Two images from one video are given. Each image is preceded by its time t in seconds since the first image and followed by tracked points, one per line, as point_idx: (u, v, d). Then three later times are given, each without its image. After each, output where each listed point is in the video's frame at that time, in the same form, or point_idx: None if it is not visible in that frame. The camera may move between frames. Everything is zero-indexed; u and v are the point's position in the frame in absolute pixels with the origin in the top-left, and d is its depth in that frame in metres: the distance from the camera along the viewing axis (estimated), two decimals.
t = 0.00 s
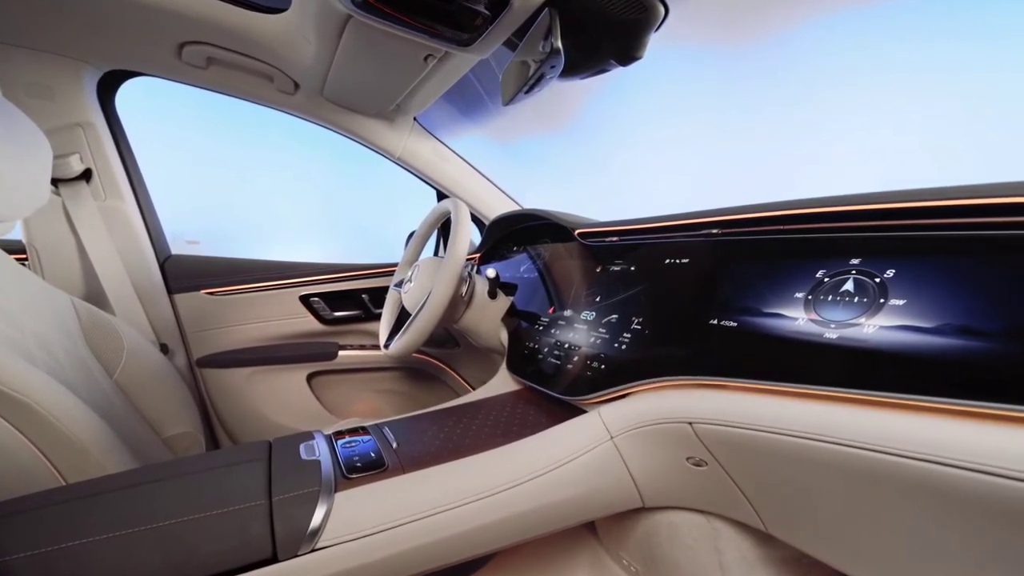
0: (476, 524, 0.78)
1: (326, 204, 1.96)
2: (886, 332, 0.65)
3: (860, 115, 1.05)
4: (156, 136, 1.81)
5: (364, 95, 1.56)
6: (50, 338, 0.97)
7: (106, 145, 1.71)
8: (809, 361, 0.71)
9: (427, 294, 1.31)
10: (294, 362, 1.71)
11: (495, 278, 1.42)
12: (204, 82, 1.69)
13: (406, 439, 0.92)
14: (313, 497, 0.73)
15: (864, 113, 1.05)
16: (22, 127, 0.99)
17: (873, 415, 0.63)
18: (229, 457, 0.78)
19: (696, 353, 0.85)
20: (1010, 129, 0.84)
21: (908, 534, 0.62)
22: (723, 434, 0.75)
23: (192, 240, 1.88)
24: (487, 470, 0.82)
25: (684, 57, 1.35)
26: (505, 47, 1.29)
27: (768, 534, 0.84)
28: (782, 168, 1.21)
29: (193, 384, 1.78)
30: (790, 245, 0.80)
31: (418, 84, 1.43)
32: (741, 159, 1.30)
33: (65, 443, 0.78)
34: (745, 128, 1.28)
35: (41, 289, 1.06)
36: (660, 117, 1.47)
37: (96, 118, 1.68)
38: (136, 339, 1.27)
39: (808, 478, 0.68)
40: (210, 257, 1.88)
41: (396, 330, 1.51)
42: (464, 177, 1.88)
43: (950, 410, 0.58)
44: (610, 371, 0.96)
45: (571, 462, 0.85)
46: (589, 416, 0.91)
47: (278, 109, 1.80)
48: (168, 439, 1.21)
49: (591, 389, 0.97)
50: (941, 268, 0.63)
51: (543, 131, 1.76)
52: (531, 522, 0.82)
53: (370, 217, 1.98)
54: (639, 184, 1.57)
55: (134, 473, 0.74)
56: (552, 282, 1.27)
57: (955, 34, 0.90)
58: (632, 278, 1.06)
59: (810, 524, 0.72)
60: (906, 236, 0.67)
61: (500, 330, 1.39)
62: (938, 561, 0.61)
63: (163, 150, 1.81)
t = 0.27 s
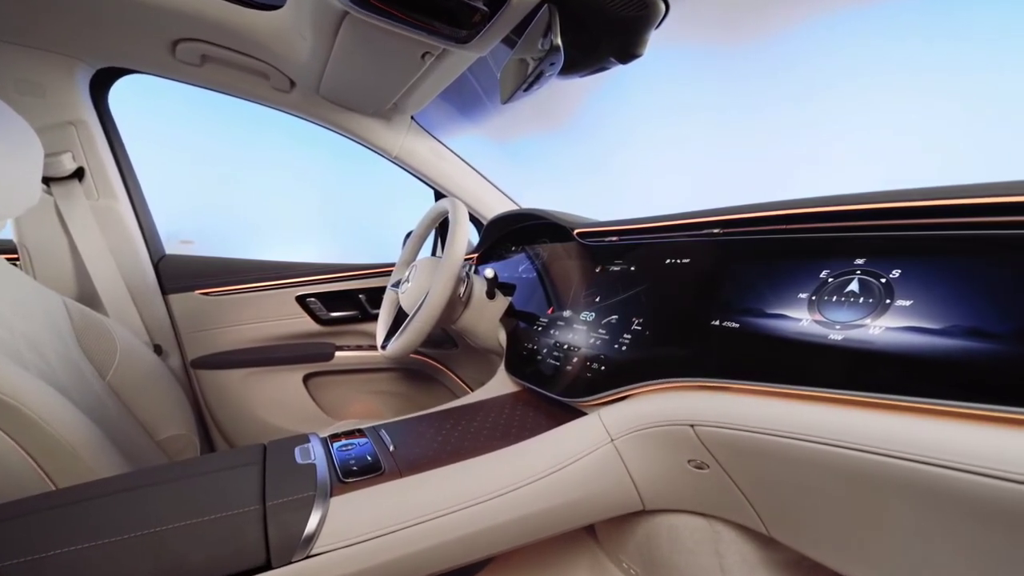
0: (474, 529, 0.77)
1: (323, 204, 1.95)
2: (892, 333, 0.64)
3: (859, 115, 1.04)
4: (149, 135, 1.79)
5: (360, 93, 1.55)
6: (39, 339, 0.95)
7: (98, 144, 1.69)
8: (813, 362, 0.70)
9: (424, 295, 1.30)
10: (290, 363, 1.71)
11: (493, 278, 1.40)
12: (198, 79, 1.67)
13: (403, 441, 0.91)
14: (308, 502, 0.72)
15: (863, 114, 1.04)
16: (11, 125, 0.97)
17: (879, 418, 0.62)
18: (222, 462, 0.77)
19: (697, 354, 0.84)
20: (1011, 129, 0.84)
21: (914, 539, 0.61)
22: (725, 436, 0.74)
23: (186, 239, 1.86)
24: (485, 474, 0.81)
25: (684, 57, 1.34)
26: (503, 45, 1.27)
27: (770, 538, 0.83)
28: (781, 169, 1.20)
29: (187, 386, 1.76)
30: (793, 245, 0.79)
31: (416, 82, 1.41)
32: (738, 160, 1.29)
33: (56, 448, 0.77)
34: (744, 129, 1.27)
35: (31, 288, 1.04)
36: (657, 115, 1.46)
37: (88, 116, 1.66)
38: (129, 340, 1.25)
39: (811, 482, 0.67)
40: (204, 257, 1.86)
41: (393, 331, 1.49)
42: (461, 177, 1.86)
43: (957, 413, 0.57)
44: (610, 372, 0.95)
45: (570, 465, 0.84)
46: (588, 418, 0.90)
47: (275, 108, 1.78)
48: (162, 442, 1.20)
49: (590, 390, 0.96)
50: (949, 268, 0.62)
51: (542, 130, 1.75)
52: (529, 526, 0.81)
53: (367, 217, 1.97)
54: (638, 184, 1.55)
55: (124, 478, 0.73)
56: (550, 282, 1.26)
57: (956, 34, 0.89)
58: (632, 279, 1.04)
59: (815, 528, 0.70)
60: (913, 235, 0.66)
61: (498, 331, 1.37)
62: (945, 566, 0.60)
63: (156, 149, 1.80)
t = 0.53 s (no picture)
0: (472, 534, 0.75)
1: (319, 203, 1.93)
2: (898, 335, 0.63)
3: (856, 115, 1.04)
4: (144, 133, 1.78)
5: (356, 91, 1.53)
6: (30, 339, 0.93)
7: (91, 142, 1.67)
8: (817, 364, 0.69)
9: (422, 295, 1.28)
10: (286, 364, 1.69)
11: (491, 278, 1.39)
12: (193, 77, 1.65)
13: (400, 444, 0.90)
14: (302, 508, 0.70)
15: (860, 113, 1.03)
16: None
17: (885, 421, 0.61)
18: (216, 466, 0.75)
19: (698, 356, 0.83)
20: (1011, 129, 0.83)
21: (922, 545, 0.60)
22: (728, 440, 0.73)
23: (180, 239, 1.84)
24: (484, 478, 0.80)
25: (683, 56, 1.33)
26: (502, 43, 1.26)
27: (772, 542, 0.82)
28: (780, 169, 1.20)
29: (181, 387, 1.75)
30: (796, 245, 0.78)
31: (413, 80, 1.40)
32: (736, 160, 1.28)
33: (46, 452, 0.75)
34: (744, 128, 1.26)
35: (22, 288, 1.02)
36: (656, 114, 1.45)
37: (81, 113, 1.64)
38: (122, 340, 1.23)
39: (816, 486, 0.66)
40: (199, 257, 1.84)
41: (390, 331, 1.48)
42: (459, 176, 1.85)
43: (966, 416, 0.56)
44: (610, 374, 0.94)
45: (570, 469, 0.83)
46: (588, 421, 0.89)
47: (271, 106, 1.76)
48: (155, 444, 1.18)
49: (590, 392, 0.95)
50: (956, 269, 0.61)
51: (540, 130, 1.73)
52: (528, 530, 0.80)
53: (364, 217, 1.96)
54: (636, 184, 1.54)
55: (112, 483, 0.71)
56: (549, 283, 1.25)
57: (957, 33, 0.88)
58: (632, 279, 1.03)
59: (819, 533, 0.69)
60: (919, 235, 0.65)
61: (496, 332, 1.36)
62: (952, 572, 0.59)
63: (150, 149, 1.78)
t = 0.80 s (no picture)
0: (471, 538, 0.74)
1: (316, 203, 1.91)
2: (904, 336, 0.62)
3: (855, 115, 1.03)
4: (138, 132, 1.76)
5: (353, 90, 1.52)
6: (21, 339, 0.92)
7: (84, 141, 1.65)
8: (821, 366, 0.68)
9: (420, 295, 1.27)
10: (282, 365, 1.68)
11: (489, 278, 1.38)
12: (187, 75, 1.63)
13: (398, 447, 0.89)
14: (297, 512, 0.69)
15: (858, 114, 1.03)
16: None
17: (890, 423, 0.60)
18: (209, 471, 0.74)
19: (700, 358, 0.82)
20: (1012, 129, 0.82)
21: (927, 549, 0.59)
22: (730, 442, 0.72)
23: (175, 239, 1.83)
24: (482, 481, 0.79)
25: (681, 55, 1.32)
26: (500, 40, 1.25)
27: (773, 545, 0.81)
28: (779, 169, 1.19)
29: (176, 389, 1.73)
30: (798, 244, 0.77)
31: (411, 78, 1.38)
32: (735, 160, 1.28)
33: (36, 456, 0.74)
34: (744, 129, 1.25)
35: (13, 288, 1.01)
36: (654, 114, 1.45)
37: (74, 112, 1.63)
38: (115, 341, 1.22)
39: (819, 489, 0.65)
40: (194, 257, 1.82)
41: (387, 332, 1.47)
42: (456, 176, 1.84)
43: (974, 419, 0.55)
44: (610, 375, 0.93)
45: (570, 472, 0.82)
46: (588, 423, 0.88)
47: (267, 105, 1.75)
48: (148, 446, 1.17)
49: (591, 394, 0.94)
50: (962, 269, 0.60)
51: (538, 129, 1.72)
52: (527, 534, 0.79)
53: (361, 216, 1.94)
54: (635, 184, 1.53)
55: (102, 487, 0.71)
56: (547, 283, 1.24)
57: (956, 33, 0.88)
58: (632, 279, 1.02)
59: (822, 537, 0.68)
60: (924, 234, 0.64)
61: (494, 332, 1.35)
62: None
63: (145, 148, 1.76)
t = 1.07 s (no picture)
0: (469, 543, 0.73)
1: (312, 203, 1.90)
2: (911, 338, 0.61)
3: (852, 115, 1.02)
4: (131, 130, 1.74)
5: (350, 88, 1.50)
6: (9, 340, 0.90)
7: (75, 138, 1.63)
8: (826, 368, 0.66)
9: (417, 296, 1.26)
10: (278, 366, 1.66)
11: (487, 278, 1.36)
12: (182, 72, 1.61)
13: (394, 451, 0.87)
14: (291, 519, 0.68)
15: (856, 115, 1.02)
16: None
17: (897, 426, 0.59)
18: (201, 477, 0.73)
19: (702, 359, 0.80)
20: (1012, 129, 0.82)
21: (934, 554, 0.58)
22: (733, 445, 0.71)
23: (169, 239, 1.81)
24: (480, 485, 0.77)
25: (679, 55, 1.31)
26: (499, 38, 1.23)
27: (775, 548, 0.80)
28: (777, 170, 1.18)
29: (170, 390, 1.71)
30: (801, 244, 0.76)
31: (408, 76, 1.37)
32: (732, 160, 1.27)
33: (22, 461, 0.72)
34: (742, 128, 1.24)
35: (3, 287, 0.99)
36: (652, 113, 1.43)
37: (65, 109, 1.61)
38: (106, 342, 1.20)
39: (824, 493, 0.64)
40: (188, 257, 1.81)
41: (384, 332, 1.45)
42: (454, 175, 1.82)
43: (984, 423, 0.54)
44: (610, 377, 0.91)
45: (569, 475, 0.80)
46: (588, 426, 0.86)
47: (262, 103, 1.73)
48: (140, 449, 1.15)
49: (591, 396, 0.93)
50: (971, 268, 0.59)
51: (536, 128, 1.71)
52: (526, 538, 0.78)
53: (357, 216, 1.93)
54: (634, 184, 1.52)
55: (89, 493, 0.69)
56: (545, 283, 1.22)
57: (957, 32, 0.87)
58: (632, 279, 1.01)
59: (826, 541, 0.67)
60: (930, 234, 0.63)
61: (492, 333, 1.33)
62: None
63: (137, 146, 1.74)
